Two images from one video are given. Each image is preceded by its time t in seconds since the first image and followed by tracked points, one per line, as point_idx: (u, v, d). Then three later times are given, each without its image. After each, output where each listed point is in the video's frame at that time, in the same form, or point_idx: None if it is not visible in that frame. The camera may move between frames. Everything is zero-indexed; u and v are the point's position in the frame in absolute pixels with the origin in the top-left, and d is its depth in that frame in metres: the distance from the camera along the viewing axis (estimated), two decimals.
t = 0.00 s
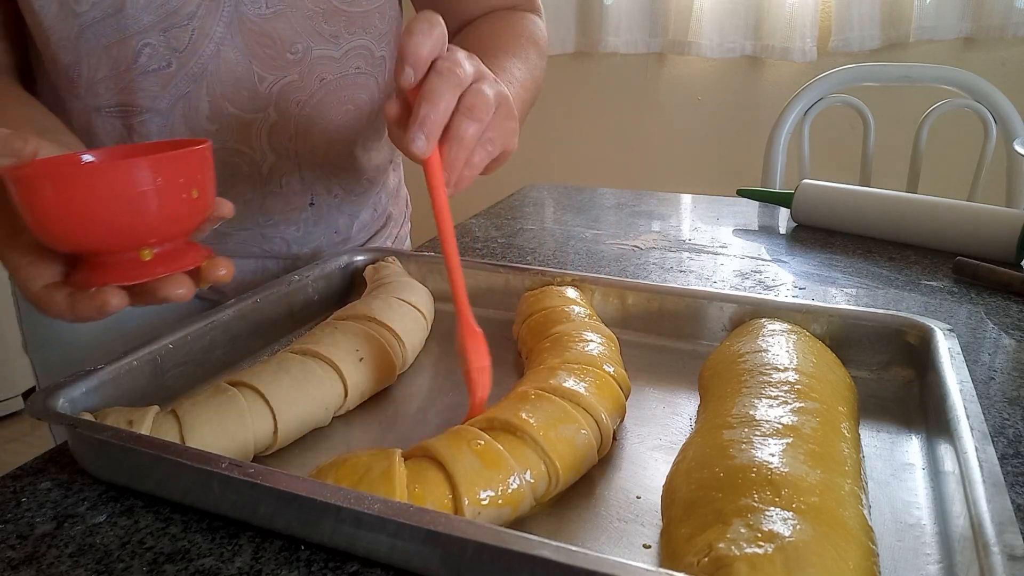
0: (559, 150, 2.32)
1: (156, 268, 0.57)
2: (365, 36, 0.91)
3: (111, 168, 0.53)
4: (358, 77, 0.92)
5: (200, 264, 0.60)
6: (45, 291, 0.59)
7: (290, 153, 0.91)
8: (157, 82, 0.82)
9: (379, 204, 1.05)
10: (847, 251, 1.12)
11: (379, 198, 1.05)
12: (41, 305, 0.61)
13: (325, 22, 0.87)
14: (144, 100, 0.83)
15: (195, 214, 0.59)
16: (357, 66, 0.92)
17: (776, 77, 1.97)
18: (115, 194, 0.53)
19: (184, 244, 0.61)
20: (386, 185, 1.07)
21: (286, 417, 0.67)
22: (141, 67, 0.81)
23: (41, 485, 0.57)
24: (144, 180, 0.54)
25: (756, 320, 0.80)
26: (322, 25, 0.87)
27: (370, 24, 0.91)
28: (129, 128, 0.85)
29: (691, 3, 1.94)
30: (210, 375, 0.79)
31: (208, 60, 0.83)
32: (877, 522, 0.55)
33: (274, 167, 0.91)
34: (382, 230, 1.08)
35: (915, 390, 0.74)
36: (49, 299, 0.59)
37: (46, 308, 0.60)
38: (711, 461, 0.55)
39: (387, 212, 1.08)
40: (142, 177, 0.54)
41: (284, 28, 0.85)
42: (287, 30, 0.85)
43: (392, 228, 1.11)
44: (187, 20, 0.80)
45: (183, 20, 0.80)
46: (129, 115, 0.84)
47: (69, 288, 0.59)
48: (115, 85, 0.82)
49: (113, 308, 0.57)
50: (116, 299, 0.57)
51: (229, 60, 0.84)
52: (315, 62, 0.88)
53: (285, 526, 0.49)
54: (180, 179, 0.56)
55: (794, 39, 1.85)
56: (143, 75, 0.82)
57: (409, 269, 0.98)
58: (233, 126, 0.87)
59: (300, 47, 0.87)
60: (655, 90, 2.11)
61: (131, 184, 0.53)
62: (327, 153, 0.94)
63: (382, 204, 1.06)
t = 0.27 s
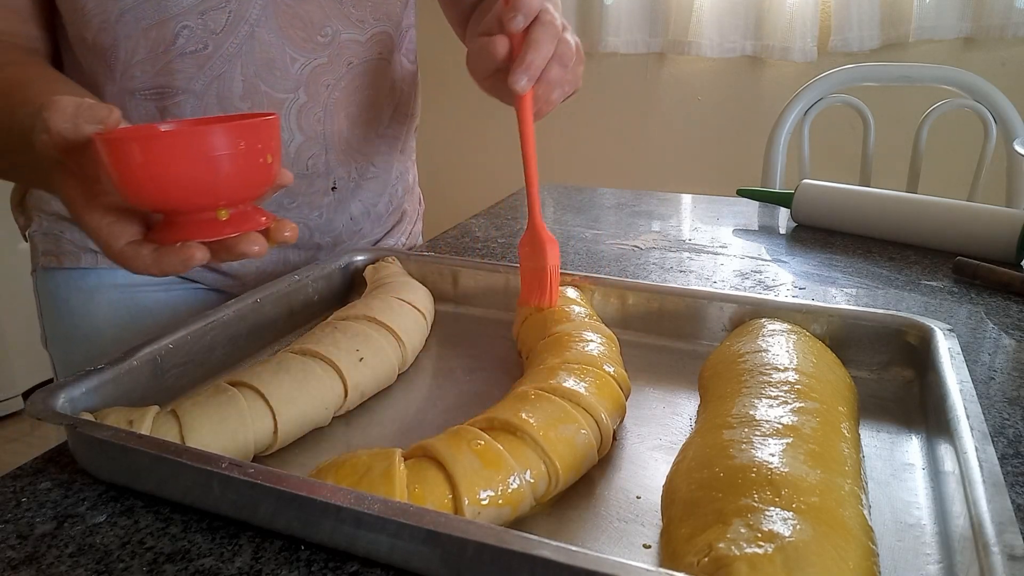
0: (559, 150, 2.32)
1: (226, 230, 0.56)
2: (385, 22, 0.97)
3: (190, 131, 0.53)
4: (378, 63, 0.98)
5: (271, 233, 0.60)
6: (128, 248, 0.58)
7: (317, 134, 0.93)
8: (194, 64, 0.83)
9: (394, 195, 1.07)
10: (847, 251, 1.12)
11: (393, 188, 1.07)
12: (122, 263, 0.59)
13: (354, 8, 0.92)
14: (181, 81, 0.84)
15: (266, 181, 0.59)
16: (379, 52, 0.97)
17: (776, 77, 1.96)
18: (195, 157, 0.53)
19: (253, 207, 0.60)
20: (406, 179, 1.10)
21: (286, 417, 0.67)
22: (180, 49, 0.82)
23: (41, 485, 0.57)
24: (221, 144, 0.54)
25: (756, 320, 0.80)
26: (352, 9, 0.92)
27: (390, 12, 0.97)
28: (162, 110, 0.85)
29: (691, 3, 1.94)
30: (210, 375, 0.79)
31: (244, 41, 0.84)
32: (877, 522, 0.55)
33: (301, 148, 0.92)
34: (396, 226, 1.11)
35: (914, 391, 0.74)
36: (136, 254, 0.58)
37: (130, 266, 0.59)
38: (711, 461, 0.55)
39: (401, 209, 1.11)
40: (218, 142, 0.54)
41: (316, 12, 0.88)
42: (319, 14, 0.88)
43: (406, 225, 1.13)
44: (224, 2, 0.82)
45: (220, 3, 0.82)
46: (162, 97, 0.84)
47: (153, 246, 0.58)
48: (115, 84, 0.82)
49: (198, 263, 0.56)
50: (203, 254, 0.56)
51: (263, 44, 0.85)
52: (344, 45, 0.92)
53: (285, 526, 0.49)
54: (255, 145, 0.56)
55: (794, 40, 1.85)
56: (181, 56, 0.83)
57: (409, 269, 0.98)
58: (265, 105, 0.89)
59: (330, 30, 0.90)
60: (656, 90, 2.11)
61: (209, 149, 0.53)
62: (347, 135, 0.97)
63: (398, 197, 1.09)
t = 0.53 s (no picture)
0: (559, 150, 2.32)
1: (302, 200, 0.63)
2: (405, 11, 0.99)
3: (274, 107, 0.58)
4: (396, 52, 0.99)
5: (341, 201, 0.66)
6: (217, 214, 0.64)
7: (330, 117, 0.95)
8: (218, 46, 0.84)
9: (407, 188, 1.08)
10: (847, 251, 1.12)
11: (408, 180, 1.08)
12: (211, 228, 0.65)
13: None
14: (204, 64, 0.84)
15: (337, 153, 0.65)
16: (396, 40, 0.99)
17: (777, 77, 1.96)
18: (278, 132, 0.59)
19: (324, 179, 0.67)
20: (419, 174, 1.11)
21: (286, 416, 0.67)
22: (205, 31, 0.83)
23: (41, 485, 0.57)
24: (299, 119, 0.59)
25: (756, 320, 0.80)
26: None
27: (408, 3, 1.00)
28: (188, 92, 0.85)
29: (691, 2, 1.94)
30: (210, 375, 0.79)
31: (267, 23, 0.85)
32: (877, 522, 0.55)
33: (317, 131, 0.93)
34: (409, 222, 1.13)
35: (915, 391, 0.74)
36: (223, 222, 0.64)
37: (217, 231, 0.65)
38: (711, 461, 0.55)
39: (412, 206, 1.12)
40: (298, 118, 0.59)
41: None
42: None
43: (419, 221, 1.15)
44: None
45: None
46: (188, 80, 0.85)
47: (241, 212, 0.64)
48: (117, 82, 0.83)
49: (286, 228, 0.62)
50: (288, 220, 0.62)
51: (285, 26, 0.87)
52: (362, 30, 0.94)
53: (285, 526, 0.49)
54: (327, 120, 0.61)
55: (794, 40, 1.85)
56: (206, 39, 0.83)
57: (409, 269, 0.98)
58: (286, 89, 0.91)
59: (347, 16, 0.92)
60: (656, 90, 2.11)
61: (289, 124, 0.59)
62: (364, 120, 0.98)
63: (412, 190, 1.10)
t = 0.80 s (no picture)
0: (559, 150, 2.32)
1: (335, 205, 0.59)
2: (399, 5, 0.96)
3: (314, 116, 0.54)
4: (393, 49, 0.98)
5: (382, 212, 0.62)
6: (259, 210, 0.61)
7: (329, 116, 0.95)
8: (212, 47, 0.85)
9: (412, 186, 1.07)
10: (848, 251, 1.12)
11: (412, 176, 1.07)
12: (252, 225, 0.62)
13: None
14: (199, 65, 0.85)
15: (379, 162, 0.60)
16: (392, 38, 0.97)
17: (776, 77, 1.97)
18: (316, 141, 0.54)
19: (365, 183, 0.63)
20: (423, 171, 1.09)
21: (286, 417, 0.67)
22: (199, 32, 0.84)
23: (41, 485, 0.57)
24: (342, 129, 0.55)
25: (756, 320, 0.80)
26: None
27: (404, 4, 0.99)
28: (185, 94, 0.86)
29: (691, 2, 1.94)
30: (210, 375, 0.79)
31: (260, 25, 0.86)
32: (877, 522, 0.55)
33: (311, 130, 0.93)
34: (415, 219, 1.12)
35: (914, 390, 0.74)
36: (264, 219, 0.61)
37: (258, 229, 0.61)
38: (711, 461, 0.55)
39: (418, 202, 1.11)
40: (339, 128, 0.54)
41: None
42: None
43: (424, 219, 1.14)
44: None
45: None
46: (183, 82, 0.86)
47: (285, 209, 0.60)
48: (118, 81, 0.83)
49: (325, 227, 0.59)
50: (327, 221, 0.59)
51: (277, 25, 0.87)
52: (356, 30, 0.93)
53: (285, 526, 0.49)
54: (371, 129, 0.57)
55: (793, 40, 1.86)
56: (200, 40, 0.84)
57: (409, 269, 0.98)
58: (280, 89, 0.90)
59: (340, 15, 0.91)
60: (655, 90, 2.11)
61: (330, 133, 0.54)
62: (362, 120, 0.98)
63: (416, 187, 1.08)
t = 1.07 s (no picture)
0: (559, 150, 2.32)
1: (313, 219, 0.63)
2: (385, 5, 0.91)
3: (291, 135, 0.58)
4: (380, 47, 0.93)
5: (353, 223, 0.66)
6: (230, 226, 0.65)
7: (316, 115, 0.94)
8: (194, 45, 0.86)
9: (408, 186, 1.07)
10: (848, 251, 1.12)
11: (409, 176, 1.06)
12: (221, 239, 0.66)
13: None
14: (181, 64, 0.87)
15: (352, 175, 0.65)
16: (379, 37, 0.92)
17: (776, 77, 1.97)
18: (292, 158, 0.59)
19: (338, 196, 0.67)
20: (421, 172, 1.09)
21: (286, 417, 0.67)
22: (179, 31, 0.85)
23: (41, 485, 0.57)
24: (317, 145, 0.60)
25: (756, 320, 0.80)
26: None
27: None
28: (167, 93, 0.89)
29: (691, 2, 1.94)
30: (210, 375, 0.79)
31: (240, 24, 0.86)
32: (877, 522, 0.55)
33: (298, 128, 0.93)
34: (414, 221, 1.12)
35: (915, 390, 0.74)
36: (235, 232, 0.65)
37: (228, 240, 0.65)
38: (711, 461, 0.55)
39: (418, 203, 1.11)
40: (314, 145, 0.59)
41: None
42: None
43: (422, 221, 1.14)
44: None
45: None
46: (167, 81, 0.88)
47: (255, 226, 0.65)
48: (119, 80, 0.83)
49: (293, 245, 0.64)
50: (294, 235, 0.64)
51: (259, 25, 0.87)
52: (340, 28, 0.90)
53: (285, 526, 0.49)
54: (343, 146, 0.62)
55: (793, 40, 1.86)
56: (181, 39, 0.85)
57: (409, 269, 0.97)
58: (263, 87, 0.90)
59: (324, 12, 0.89)
60: (655, 90, 2.11)
61: (305, 150, 0.59)
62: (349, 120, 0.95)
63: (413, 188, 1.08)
